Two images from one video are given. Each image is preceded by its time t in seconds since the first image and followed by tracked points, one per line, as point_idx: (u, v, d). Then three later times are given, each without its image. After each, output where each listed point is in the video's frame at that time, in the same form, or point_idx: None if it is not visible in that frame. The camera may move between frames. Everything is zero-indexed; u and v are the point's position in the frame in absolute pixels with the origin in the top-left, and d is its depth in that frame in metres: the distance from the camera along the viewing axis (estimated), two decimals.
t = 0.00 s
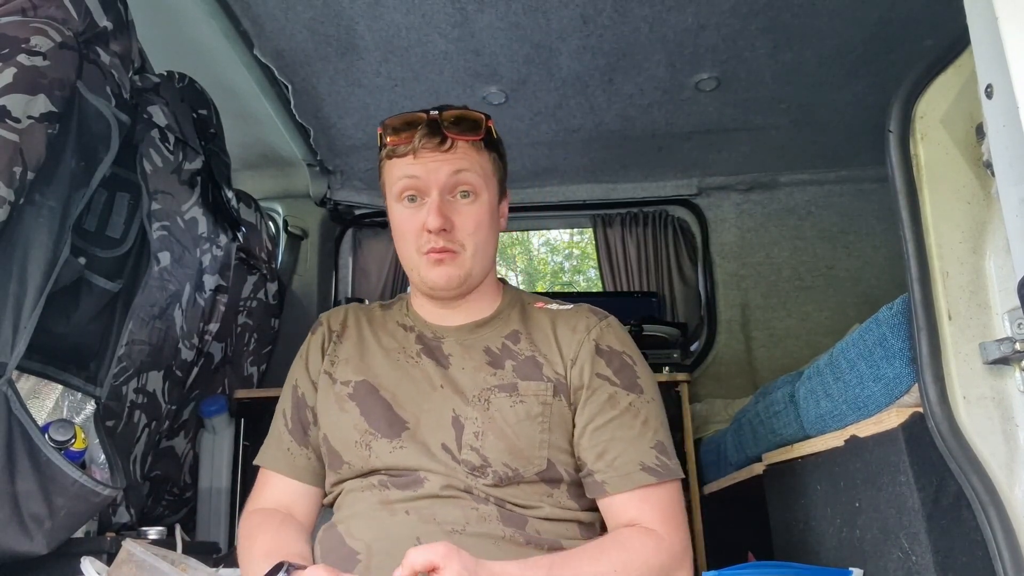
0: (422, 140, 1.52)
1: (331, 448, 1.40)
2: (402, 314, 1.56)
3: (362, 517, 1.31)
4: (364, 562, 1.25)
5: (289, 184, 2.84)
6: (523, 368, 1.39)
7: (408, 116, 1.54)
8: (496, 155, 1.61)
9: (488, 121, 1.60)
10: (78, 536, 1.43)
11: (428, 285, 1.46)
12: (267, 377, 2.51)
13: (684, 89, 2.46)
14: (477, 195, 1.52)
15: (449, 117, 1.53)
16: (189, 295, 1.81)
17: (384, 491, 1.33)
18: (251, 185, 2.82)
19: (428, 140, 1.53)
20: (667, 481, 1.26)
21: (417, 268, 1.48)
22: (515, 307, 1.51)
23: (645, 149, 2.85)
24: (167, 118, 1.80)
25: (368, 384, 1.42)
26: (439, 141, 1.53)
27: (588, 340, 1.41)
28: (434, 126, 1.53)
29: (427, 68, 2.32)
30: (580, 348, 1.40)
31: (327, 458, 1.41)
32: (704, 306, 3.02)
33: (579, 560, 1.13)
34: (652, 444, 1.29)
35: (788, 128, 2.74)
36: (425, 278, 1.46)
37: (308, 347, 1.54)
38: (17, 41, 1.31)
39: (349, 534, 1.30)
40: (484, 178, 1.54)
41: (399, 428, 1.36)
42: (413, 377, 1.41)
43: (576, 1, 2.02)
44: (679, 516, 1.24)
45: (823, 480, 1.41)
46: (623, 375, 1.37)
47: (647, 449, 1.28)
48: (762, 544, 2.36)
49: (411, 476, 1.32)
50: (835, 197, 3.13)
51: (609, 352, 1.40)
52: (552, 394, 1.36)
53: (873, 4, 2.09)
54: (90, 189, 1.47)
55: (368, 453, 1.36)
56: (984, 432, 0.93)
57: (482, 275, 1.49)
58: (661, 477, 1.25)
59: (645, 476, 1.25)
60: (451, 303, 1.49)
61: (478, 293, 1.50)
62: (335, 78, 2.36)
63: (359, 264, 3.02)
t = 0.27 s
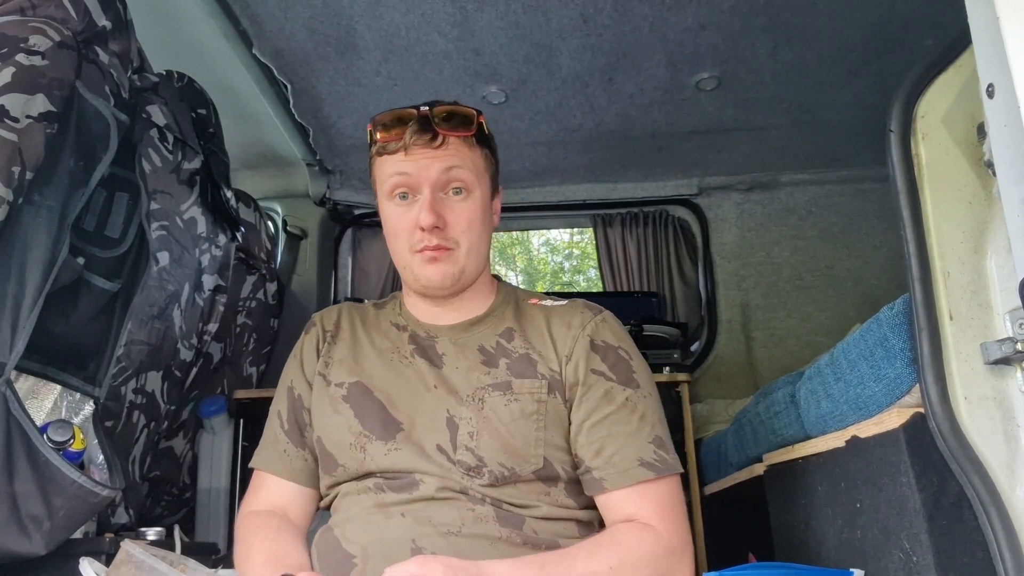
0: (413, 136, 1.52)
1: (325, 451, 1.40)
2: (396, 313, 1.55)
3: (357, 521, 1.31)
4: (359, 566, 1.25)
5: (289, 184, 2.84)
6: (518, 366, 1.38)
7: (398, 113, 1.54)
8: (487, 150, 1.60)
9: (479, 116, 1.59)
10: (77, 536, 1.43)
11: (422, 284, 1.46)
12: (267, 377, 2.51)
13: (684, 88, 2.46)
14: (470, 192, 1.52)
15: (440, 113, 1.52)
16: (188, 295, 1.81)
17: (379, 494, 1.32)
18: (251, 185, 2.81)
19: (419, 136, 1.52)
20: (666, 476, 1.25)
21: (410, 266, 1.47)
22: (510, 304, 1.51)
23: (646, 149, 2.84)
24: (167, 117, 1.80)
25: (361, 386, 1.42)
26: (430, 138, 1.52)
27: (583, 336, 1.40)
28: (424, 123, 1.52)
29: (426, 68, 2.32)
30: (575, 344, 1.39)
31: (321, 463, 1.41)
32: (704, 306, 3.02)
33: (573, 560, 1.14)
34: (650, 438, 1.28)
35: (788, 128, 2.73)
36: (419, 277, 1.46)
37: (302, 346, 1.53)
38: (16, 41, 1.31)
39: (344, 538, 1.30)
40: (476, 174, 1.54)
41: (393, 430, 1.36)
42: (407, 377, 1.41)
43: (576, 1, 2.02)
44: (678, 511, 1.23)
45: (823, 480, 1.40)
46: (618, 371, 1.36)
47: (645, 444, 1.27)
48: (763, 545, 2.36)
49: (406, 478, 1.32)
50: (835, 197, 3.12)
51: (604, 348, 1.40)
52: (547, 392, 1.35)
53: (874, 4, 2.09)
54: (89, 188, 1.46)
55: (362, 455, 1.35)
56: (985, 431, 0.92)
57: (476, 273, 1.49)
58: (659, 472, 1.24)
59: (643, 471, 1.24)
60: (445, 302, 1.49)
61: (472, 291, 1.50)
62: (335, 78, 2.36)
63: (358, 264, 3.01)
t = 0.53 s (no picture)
0: (409, 136, 1.52)
1: (324, 455, 1.39)
2: (395, 314, 1.55)
3: (358, 521, 1.31)
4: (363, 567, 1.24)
5: (289, 184, 2.84)
6: (517, 368, 1.38)
7: (395, 113, 1.54)
8: (485, 149, 1.60)
9: (476, 115, 1.59)
10: (77, 536, 1.43)
11: (420, 284, 1.46)
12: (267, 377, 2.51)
13: (684, 88, 2.46)
14: (467, 192, 1.52)
15: (437, 112, 1.52)
16: (188, 295, 1.81)
17: (381, 497, 1.32)
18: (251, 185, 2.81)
19: (415, 136, 1.52)
20: (659, 478, 1.25)
21: (408, 266, 1.47)
22: (509, 305, 1.50)
23: (646, 149, 2.84)
24: (167, 117, 1.80)
25: (360, 389, 1.42)
26: (427, 137, 1.52)
27: (581, 337, 1.40)
28: (421, 122, 1.52)
29: (426, 68, 2.31)
30: (573, 346, 1.40)
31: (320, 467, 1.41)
32: (704, 306, 3.02)
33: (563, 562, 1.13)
34: (644, 439, 1.28)
35: (788, 127, 2.73)
36: (417, 278, 1.46)
37: (300, 348, 1.53)
38: (15, 41, 1.31)
39: (346, 539, 1.29)
40: (473, 174, 1.54)
41: (394, 434, 1.35)
42: (406, 380, 1.41)
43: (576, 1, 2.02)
44: (671, 514, 1.23)
45: (823, 480, 1.40)
46: (615, 371, 1.36)
47: (639, 445, 1.27)
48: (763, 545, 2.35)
49: (409, 482, 1.32)
50: (835, 197, 3.12)
51: (602, 348, 1.39)
52: (546, 394, 1.35)
53: (874, 3, 2.09)
54: (89, 188, 1.46)
55: (363, 460, 1.35)
56: (984, 432, 0.92)
57: (474, 273, 1.49)
58: (652, 473, 1.24)
59: (636, 473, 1.24)
60: (444, 303, 1.49)
61: (472, 292, 1.50)
62: (335, 78, 2.36)
63: (358, 264, 3.01)
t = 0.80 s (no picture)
0: (404, 133, 1.52)
1: (323, 455, 1.39)
2: (394, 314, 1.55)
3: (358, 521, 1.31)
4: (363, 565, 1.25)
5: (289, 184, 2.84)
6: (516, 368, 1.38)
7: (391, 111, 1.54)
8: (481, 147, 1.60)
9: (472, 113, 1.59)
10: (76, 536, 1.43)
11: (416, 281, 1.46)
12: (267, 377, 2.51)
13: (684, 88, 2.46)
14: (463, 189, 1.52)
15: (432, 110, 1.52)
16: (188, 295, 1.81)
17: (381, 496, 1.32)
18: (250, 185, 2.81)
19: (410, 133, 1.52)
20: (656, 476, 1.24)
21: (404, 264, 1.47)
22: (509, 305, 1.50)
23: (646, 149, 2.84)
24: (167, 117, 1.80)
25: (360, 389, 1.42)
26: (422, 134, 1.52)
27: (579, 336, 1.40)
28: (416, 120, 1.52)
29: (426, 68, 2.31)
30: (572, 345, 1.39)
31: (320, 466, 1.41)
32: (704, 305, 3.02)
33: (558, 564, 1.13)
34: (642, 438, 1.28)
35: (788, 127, 2.73)
36: (413, 275, 1.45)
37: (299, 348, 1.53)
38: (15, 41, 1.31)
39: (345, 538, 1.30)
40: (469, 170, 1.54)
41: (393, 434, 1.35)
42: (406, 380, 1.41)
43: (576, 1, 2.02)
44: (670, 513, 1.22)
45: (823, 480, 1.40)
46: (612, 368, 1.36)
47: (637, 444, 1.27)
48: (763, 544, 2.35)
49: (408, 481, 1.32)
50: (835, 197, 3.12)
51: (599, 347, 1.39)
52: (545, 394, 1.35)
53: (874, 3, 2.09)
54: (89, 188, 1.46)
55: (362, 459, 1.35)
56: (984, 431, 0.92)
57: (471, 270, 1.49)
58: (650, 472, 1.24)
59: (633, 471, 1.24)
60: (441, 300, 1.49)
61: (469, 289, 1.49)
62: (335, 78, 2.36)
63: (358, 264, 3.01)
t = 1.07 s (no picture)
0: (402, 135, 1.53)
1: (326, 458, 1.39)
2: (396, 317, 1.56)
3: (358, 522, 1.31)
4: (363, 566, 1.25)
5: (289, 184, 2.84)
6: (515, 370, 1.38)
7: (390, 114, 1.55)
8: (481, 148, 1.60)
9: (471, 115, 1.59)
10: (77, 536, 1.43)
11: (414, 282, 1.46)
12: (267, 377, 2.51)
13: (684, 88, 2.46)
14: (461, 189, 1.52)
15: (430, 113, 1.53)
16: (188, 295, 1.81)
17: (383, 497, 1.32)
18: (250, 185, 2.81)
19: (408, 135, 1.53)
20: (656, 483, 1.24)
21: (403, 265, 1.47)
22: (510, 305, 1.50)
23: (646, 149, 2.84)
24: (167, 117, 1.80)
25: (360, 391, 1.42)
26: (420, 136, 1.53)
27: (580, 338, 1.40)
28: (414, 122, 1.53)
29: (426, 68, 2.32)
30: (572, 347, 1.39)
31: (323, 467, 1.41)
32: (704, 305, 3.02)
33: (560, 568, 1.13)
34: (642, 443, 1.27)
35: (788, 127, 2.73)
36: (412, 276, 1.46)
37: (301, 351, 1.53)
38: (15, 41, 1.31)
39: (346, 539, 1.30)
40: (467, 171, 1.54)
41: (393, 435, 1.36)
42: (406, 381, 1.41)
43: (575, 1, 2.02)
44: (668, 519, 1.23)
45: (823, 480, 1.40)
46: (612, 372, 1.36)
47: (636, 449, 1.27)
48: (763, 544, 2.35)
49: (408, 482, 1.32)
50: (835, 197, 3.12)
51: (600, 350, 1.39)
52: (545, 395, 1.35)
53: (874, 3, 2.09)
54: (89, 188, 1.46)
55: (363, 462, 1.35)
56: (984, 431, 0.92)
57: (470, 270, 1.48)
58: (649, 477, 1.24)
59: (632, 477, 1.24)
60: (440, 301, 1.48)
61: (468, 290, 1.49)
62: (335, 78, 2.36)
63: (358, 264, 3.01)
